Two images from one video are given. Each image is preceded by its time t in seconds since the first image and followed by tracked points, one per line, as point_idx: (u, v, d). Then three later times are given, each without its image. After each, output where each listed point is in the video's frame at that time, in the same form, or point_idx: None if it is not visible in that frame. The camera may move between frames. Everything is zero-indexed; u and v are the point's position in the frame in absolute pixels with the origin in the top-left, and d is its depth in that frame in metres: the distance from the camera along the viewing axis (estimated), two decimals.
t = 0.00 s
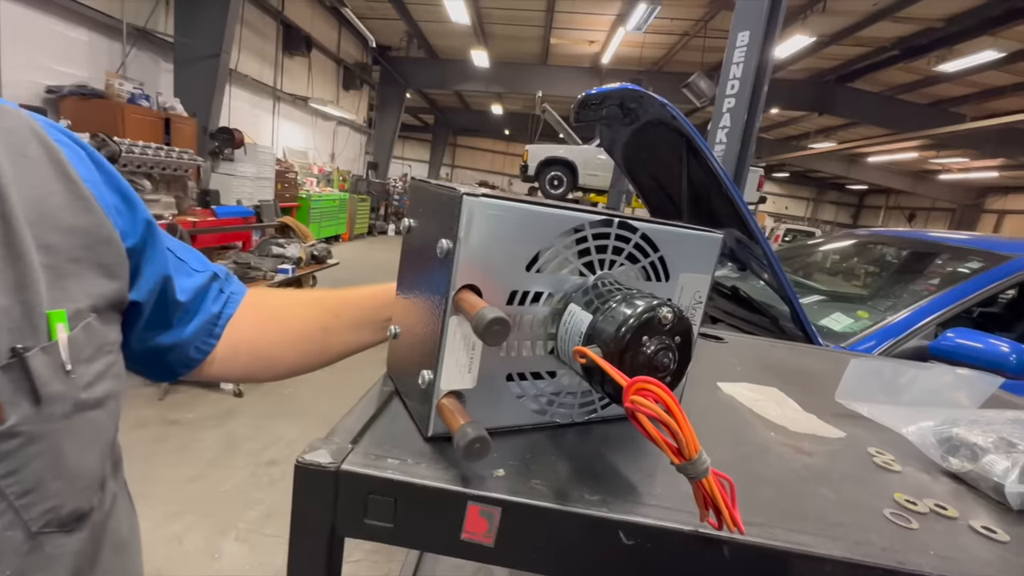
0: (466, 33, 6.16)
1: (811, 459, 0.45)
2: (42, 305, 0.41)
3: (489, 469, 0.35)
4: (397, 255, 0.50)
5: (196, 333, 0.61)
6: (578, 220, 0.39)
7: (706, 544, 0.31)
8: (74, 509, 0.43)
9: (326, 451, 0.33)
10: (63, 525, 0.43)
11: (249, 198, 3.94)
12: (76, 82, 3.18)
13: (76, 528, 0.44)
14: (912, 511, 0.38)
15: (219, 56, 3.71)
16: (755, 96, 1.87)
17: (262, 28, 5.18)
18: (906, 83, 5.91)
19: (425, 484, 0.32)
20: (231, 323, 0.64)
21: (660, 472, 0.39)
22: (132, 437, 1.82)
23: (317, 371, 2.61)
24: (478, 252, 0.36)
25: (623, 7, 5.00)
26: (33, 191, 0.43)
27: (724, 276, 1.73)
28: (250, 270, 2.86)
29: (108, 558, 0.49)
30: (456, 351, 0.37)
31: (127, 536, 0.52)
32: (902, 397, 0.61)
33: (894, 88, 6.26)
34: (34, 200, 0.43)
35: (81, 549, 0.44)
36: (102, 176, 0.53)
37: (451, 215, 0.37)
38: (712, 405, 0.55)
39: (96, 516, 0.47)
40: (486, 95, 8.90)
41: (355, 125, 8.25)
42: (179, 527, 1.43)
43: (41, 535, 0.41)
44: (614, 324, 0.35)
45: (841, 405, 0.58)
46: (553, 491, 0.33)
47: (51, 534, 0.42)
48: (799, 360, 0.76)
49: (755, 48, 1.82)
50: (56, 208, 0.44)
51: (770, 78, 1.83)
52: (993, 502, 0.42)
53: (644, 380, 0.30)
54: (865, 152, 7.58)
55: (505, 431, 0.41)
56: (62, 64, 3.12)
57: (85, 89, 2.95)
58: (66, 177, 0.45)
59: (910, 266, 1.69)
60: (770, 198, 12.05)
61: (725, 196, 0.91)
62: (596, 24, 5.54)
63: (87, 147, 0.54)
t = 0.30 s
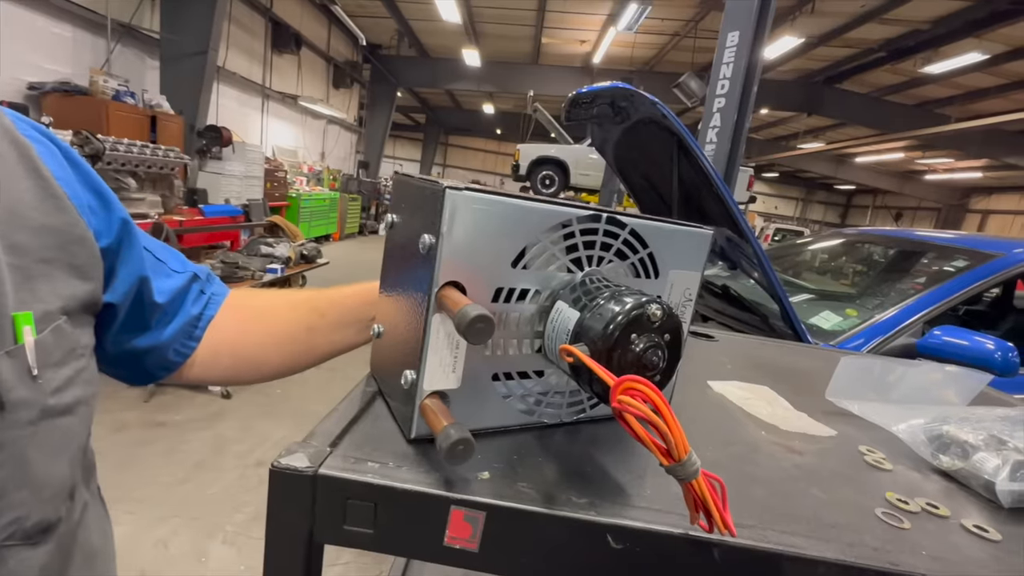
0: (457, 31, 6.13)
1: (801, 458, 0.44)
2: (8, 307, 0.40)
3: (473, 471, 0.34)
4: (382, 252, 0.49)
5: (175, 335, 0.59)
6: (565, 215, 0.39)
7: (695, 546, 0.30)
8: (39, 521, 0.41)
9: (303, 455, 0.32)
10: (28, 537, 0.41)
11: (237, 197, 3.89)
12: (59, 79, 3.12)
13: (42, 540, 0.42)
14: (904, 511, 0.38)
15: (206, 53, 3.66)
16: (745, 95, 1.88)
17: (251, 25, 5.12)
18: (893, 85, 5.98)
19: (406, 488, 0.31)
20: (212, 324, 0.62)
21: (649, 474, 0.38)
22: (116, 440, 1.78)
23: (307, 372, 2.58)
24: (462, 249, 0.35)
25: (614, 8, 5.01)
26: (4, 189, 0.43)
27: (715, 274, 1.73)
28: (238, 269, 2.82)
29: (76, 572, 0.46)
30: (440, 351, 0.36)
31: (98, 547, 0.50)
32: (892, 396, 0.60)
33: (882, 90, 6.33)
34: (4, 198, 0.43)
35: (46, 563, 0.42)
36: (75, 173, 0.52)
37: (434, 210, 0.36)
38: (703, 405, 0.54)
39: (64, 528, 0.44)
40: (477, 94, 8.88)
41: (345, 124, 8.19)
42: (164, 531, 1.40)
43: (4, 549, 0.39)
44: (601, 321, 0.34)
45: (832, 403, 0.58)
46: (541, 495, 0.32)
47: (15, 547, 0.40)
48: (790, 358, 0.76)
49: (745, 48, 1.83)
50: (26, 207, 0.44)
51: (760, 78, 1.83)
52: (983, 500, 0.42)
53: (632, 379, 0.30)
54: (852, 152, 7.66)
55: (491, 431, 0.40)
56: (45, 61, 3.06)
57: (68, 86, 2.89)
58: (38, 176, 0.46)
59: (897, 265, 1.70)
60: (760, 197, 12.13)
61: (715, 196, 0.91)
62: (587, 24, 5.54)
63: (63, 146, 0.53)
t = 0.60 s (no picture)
0: (449, 32, 6.12)
1: (805, 449, 0.44)
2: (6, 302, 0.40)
3: (483, 462, 0.34)
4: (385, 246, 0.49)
5: (172, 333, 0.58)
6: (572, 207, 0.39)
7: (706, 534, 0.30)
8: (39, 520, 0.41)
9: (311, 447, 0.32)
10: (28, 537, 0.40)
11: (228, 198, 3.85)
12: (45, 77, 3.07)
13: (42, 540, 0.41)
14: (907, 499, 0.38)
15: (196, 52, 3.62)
16: (737, 96, 1.89)
17: (242, 25, 5.07)
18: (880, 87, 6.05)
19: (416, 480, 0.31)
20: (210, 322, 0.62)
21: (657, 465, 0.38)
22: (106, 443, 1.76)
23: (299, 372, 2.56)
24: (470, 240, 0.35)
25: (606, 9, 5.03)
26: None
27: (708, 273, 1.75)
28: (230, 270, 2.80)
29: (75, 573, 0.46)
30: (447, 343, 0.35)
31: (98, 547, 0.49)
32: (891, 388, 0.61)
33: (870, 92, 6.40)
34: None
35: (47, 562, 0.42)
36: (72, 167, 0.52)
37: (441, 201, 0.36)
38: (705, 399, 0.54)
39: (64, 529, 0.44)
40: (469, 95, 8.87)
41: (337, 125, 8.14)
42: (155, 534, 1.39)
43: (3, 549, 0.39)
44: (609, 313, 0.34)
45: (832, 396, 0.58)
46: (550, 484, 0.32)
47: (13, 547, 0.39)
48: (787, 354, 0.76)
49: (736, 49, 1.84)
50: (22, 202, 0.43)
51: (751, 80, 1.85)
52: (983, 488, 0.42)
53: (646, 365, 0.30)
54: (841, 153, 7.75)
55: (497, 424, 0.40)
56: (30, 59, 3.03)
57: (55, 85, 2.85)
58: (34, 170, 0.45)
59: (886, 264, 1.72)
60: (750, 198, 12.23)
61: (709, 195, 0.91)
62: (579, 25, 5.55)
63: (59, 140, 0.53)
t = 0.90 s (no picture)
0: (437, 32, 6.10)
1: (830, 442, 0.45)
2: (29, 300, 0.40)
3: (529, 459, 0.34)
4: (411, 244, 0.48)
5: (184, 333, 0.57)
6: (609, 203, 0.39)
7: (756, 527, 0.31)
8: (64, 522, 0.41)
9: (360, 446, 0.31)
10: (54, 539, 0.41)
11: (213, 198, 3.79)
12: (22, 74, 2.99)
13: (67, 542, 0.42)
14: (937, 490, 0.39)
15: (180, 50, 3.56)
16: (724, 99, 1.91)
17: (226, 22, 5.00)
18: (861, 91, 6.18)
19: (467, 477, 0.30)
20: (222, 321, 0.61)
21: (695, 458, 0.38)
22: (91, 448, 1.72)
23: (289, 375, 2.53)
24: (513, 236, 0.34)
25: (593, 11, 5.06)
26: (15, 180, 0.41)
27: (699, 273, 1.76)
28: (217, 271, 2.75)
29: None
30: (490, 338, 0.35)
31: (116, 549, 0.50)
32: (903, 382, 0.62)
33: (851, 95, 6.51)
34: (15, 189, 0.41)
35: (73, 564, 0.42)
36: (85, 163, 0.50)
37: (483, 197, 0.35)
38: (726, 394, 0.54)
39: (88, 530, 0.44)
40: (457, 96, 8.86)
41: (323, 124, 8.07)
42: (145, 541, 1.36)
43: (29, 551, 0.39)
44: (653, 308, 0.34)
45: (848, 391, 0.59)
46: (600, 479, 0.32)
47: (41, 548, 0.40)
48: (792, 351, 0.77)
49: (724, 53, 1.87)
50: (38, 198, 0.42)
51: (738, 82, 1.87)
52: (1004, 478, 0.43)
53: (708, 356, 0.30)
54: (823, 156, 7.89)
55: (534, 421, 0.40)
56: (5, 55, 2.93)
57: (33, 82, 2.77)
58: (50, 167, 0.44)
59: (871, 264, 1.76)
60: (734, 199, 12.39)
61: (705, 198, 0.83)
62: (566, 27, 5.58)
63: (69, 135, 0.51)
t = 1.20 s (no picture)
0: (435, 32, 6.10)
1: (845, 434, 0.45)
2: (54, 284, 0.41)
3: (552, 448, 0.34)
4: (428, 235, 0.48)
5: (191, 321, 0.58)
6: (628, 196, 0.39)
7: (778, 513, 0.31)
8: (98, 495, 0.44)
9: (386, 435, 0.32)
10: (90, 511, 0.43)
11: (210, 197, 3.78)
12: (18, 72, 2.97)
13: (101, 513, 0.45)
14: (951, 478, 0.40)
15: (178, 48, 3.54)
16: (723, 98, 1.91)
17: (223, 21, 4.98)
18: (857, 91, 6.21)
19: (495, 465, 0.31)
20: (232, 310, 0.61)
21: (712, 447, 0.39)
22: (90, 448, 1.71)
23: (288, 374, 2.53)
24: (535, 227, 0.35)
25: (591, 11, 5.06)
26: (29, 168, 0.41)
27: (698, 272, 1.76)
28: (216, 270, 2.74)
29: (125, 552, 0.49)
30: (511, 329, 0.35)
31: (137, 528, 0.52)
32: (912, 375, 0.63)
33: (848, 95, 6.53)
34: (31, 177, 0.41)
35: (105, 534, 0.45)
36: (90, 152, 0.50)
37: (506, 188, 0.35)
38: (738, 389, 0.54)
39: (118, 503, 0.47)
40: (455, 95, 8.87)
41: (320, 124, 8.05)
42: (147, 540, 1.35)
43: (68, 522, 0.42)
44: (674, 300, 0.34)
45: (857, 385, 0.60)
46: (623, 468, 0.32)
47: (78, 519, 0.42)
48: (797, 346, 0.78)
49: (723, 52, 1.87)
50: (53, 187, 0.43)
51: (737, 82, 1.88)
52: (1015, 468, 0.44)
53: (738, 344, 0.31)
54: (820, 155, 7.92)
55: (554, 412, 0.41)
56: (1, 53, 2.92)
57: (30, 80, 2.76)
58: (61, 155, 0.44)
59: (869, 263, 1.77)
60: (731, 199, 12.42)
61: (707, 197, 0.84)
62: (564, 27, 5.58)
63: (73, 123, 0.51)
